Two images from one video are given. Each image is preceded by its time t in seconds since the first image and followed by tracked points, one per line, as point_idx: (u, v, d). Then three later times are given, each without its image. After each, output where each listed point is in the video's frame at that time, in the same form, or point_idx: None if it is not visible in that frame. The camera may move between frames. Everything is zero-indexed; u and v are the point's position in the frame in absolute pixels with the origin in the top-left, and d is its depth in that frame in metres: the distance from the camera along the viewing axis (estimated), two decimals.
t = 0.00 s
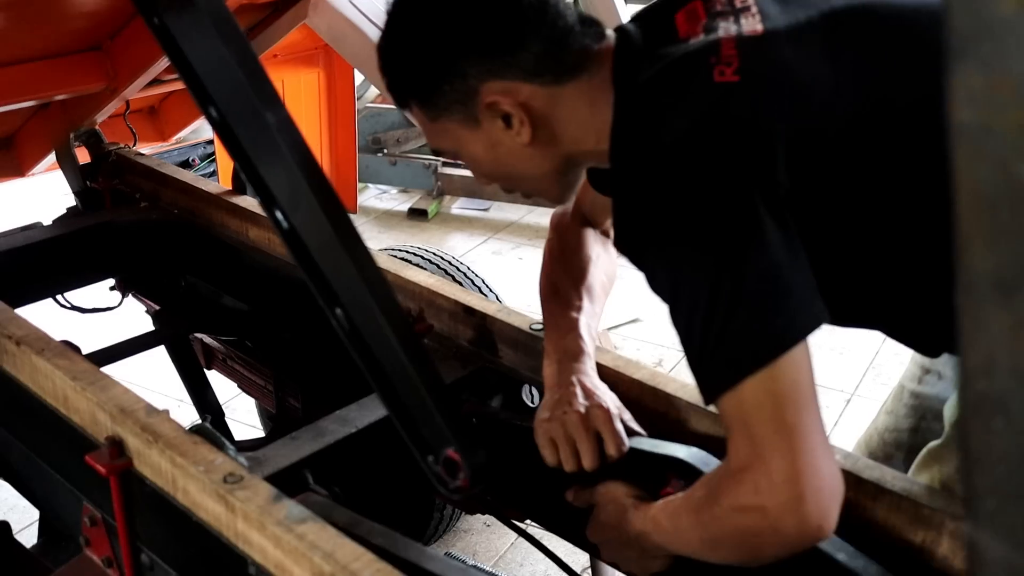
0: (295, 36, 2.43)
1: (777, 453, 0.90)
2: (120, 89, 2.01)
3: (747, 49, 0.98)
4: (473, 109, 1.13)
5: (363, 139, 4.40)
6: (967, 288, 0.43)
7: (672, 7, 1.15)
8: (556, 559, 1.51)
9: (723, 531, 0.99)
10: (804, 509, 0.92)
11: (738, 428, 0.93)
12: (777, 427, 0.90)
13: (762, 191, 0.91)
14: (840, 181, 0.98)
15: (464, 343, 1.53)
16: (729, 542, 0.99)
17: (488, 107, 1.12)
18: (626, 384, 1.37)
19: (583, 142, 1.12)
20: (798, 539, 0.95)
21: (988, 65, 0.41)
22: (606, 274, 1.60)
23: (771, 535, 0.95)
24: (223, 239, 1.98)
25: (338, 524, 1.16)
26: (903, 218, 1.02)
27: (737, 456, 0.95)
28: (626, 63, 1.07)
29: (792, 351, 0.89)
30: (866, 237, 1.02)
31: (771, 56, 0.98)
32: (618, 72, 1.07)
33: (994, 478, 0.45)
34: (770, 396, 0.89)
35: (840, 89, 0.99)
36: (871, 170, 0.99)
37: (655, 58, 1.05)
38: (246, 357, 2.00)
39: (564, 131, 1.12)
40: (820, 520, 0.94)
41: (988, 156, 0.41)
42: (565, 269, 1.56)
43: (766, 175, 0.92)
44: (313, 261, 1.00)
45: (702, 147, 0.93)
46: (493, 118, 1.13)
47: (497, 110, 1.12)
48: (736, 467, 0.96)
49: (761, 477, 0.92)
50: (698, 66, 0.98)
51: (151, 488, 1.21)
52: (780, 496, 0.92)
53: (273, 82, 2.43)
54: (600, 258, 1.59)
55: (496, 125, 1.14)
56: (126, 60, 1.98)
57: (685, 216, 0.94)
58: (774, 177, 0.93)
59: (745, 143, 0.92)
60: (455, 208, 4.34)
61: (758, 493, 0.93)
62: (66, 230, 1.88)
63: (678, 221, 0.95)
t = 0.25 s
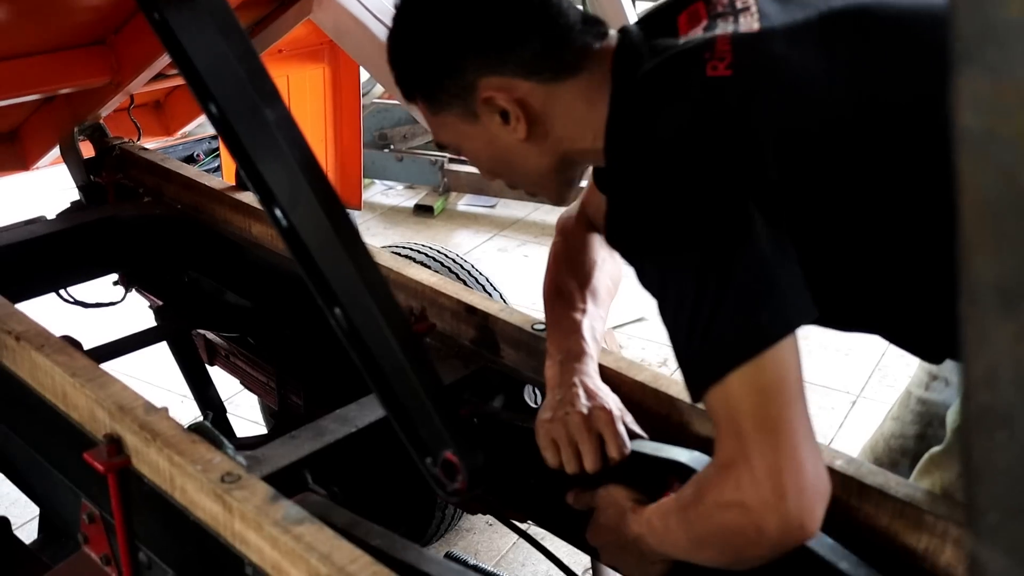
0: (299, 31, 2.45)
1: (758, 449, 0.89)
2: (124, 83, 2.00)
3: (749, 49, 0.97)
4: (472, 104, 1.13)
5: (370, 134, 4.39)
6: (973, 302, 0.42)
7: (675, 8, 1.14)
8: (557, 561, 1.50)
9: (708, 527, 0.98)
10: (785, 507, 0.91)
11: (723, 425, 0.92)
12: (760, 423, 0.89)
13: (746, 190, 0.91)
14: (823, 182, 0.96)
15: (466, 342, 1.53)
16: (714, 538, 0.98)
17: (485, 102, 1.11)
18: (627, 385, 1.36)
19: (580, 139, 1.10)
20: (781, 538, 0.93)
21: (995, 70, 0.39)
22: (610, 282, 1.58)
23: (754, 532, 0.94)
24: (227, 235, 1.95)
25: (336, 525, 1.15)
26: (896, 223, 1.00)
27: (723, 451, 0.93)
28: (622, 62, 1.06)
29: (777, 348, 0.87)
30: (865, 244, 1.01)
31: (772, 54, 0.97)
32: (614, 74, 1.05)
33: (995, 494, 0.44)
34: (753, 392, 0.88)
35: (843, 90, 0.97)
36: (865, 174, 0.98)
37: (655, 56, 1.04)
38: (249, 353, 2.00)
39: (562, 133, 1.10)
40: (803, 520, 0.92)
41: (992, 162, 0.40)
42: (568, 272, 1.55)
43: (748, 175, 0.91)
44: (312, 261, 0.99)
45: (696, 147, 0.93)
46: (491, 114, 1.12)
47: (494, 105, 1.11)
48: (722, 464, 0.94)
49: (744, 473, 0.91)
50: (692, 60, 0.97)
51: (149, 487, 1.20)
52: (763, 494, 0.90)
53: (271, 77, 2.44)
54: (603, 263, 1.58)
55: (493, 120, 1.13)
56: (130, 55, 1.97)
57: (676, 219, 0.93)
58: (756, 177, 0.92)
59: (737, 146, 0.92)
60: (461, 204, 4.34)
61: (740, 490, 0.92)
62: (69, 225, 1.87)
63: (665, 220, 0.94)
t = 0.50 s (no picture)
0: (303, 27, 2.41)
1: (760, 463, 0.88)
2: (128, 77, 2.00)
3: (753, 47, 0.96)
4: (483, 96, 1.12)
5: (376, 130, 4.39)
6: (972, 309, 0.41)
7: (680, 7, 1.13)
8: (556, 560, 1.50)
9: (706, 539, 0.98)
10: (785, 524, 0.90)
11: (727, 435, 0.91)
12: (764, 437, 0.88)
13: (760, 199, 0.90)
14: (836, 189, 0.95)
15: (467, 341, 1.52)
16: (711, 550, 0.98)
17: (496, 95, 1.10)
18: (628, 385, 1.36)
19: (589, 135, 1.09)
20: (779, 554, 0.93)
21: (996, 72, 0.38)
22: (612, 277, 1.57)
23: (752, 547, 0.93)
24: (232, 232, 1.93)
25: (333, 523, 1.14)
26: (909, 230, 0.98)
27: (725, 463, 0.93)
28: (638, 60, 1.04)
29: (787, 362, 0.87)
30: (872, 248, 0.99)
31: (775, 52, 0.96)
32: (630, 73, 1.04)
33: (994, 502, 0.43)
34: (759, 405, 0.87)
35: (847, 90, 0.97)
36: (875, 177, 0.96)
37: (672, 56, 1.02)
38: (250, 349, 1.99)
39: (570, 129, 1.09)
40: (803, 537, 0.91)
41: (993, 165, 0.39)
42: (570, 266, 1.54)
43: (756, 178, 0.91)
44: (310, 258, 0.98)
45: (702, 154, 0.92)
46: (502, 106, 1.11)
47: (505, 98, 1.10)
48: (723, 475, 0.93)
49: (744, 487, 0.91)
50: (707, 66, 0.96)
51: (146, 483, 1.20)
52: (762, 507, 0.90)
53: (273, 76, 2.40)
54: (607, 260, 1.57)
55: (504, 113, 1.12)
56: (134, 49, 1.97)
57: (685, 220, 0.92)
58: (767, 182, 0.91)
59: (736, 147, 0.91)
60: (467, 201, 4.33)
61: (740, 503, 0.91)
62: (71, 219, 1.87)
63: (674, 224, 0.93)
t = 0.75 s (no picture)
0: (303, 24, 2.41)
1: (760, 473, 0.88)
2: (127, 75, 1.99)
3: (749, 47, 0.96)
4: (490, 101, 1.11)
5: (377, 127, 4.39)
6: (964, 317, 0.40)
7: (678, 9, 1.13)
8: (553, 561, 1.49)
9: (706, 544, 0.97)
10: (783, 535, 0.89)
11: (727, 440, 0.90)
12: (766, 447, 0.87)
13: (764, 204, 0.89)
14: (843, 192, 0.95)
15: (465, 341, 1.52)
16: (711, 557, 0.97)
17: (503, 100, 1.09)
18: (626, 387, 1.35)
19: (598, 143, 1.08)
20: (777, 566, 0.92)
21: (988, 78, 0.38)
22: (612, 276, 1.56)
23: (750, 556, 0.93)
24: (231, 230, 1.93)
25: (327, 524, 1.14)
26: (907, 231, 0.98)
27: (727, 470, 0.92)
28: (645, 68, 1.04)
29: (792, 373, 0.86)
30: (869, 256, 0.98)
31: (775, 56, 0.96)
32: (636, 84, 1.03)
33: (986, 509, 0.43)
34: (762, 414, 0.86)
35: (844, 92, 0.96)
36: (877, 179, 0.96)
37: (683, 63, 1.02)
38: (248, 347, 1.99)
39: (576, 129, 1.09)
40: (802, 551, 0.90)
41: (986, 172, 0.38)
42: (571, 263, 1.53)
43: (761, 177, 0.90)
44: (304, 259, 0.97)
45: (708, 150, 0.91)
46: (508, 111, 1.10)
47: (512, 103, 1.09)
48: (723, 480, 0.93)
49: (745, 495, 0.90)
50: (713, 75, 0.96)
51: (141, 482, 1.19)
52: (760, 514, 0.89)
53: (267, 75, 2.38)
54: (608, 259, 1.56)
55: (510, 118, 1.11)
56: (133, 46, 1.96)
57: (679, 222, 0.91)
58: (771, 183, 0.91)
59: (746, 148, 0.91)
60: (468, 199, 4.33)
61: (740, 511, 0.91)
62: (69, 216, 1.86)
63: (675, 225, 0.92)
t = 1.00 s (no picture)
0: (306, 24, 2.41)
1: (739, 457, 0.89)
2: (130, 74, 1.99)
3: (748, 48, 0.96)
4: (479, 89, 1.12)
5: (380, 128, 4.39)
6: (962, 321, 0.40)
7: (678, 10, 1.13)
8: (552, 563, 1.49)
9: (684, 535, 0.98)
10: (761, 516, 0.91)
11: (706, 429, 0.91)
12: (744, 430, 0.88)
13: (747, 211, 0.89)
14: (832, 201, 0.94)
15: (465, 341, 1.52)
16: (689, 548, 0.98)
17: (491, 87, 1.10)
18: (625, 388, 1.35)
19: (584, 131, 1.08)
20: (755, 548, 0.93)
21: (987, 80, 0.37)
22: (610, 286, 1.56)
23: (728, 542, 0.94)
24: (231, 229, 1.94)
25: (326, 523, 1.14)
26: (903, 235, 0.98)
27: (706, 457, 0.93)
28: (629, 62, 1.04)
29: (769, 358, 0.87)
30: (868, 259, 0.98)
31: (775, 57, 0.96)
32: (621, 75, 1.04)
33: (985, 513, 0.42)
34: (739, 399, 0.87)
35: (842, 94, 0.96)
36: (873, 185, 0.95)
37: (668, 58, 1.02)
38: (249, 347, 1.99)
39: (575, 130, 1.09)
40: (779, 531, 0.92)
41: (985, 175, 0.38)
42: (567, 267, 1.53)
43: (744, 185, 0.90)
44: (304, 258, 0.97)
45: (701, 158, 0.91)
46: (497, 99, 1.11)
47: (500, 90, 1.10)
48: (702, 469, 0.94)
49: (724, 481, 0.91)
50: (693, 67, 0.96)
51: (140, 481, 1.19)
52: (741, 499, 0.90)
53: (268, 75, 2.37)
54: (603, 265, 1.55)
55: (499, 106, 1.11)
56: (135, 45, 1.96)
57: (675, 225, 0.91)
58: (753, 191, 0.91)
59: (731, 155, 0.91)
60: (470, 200, 4.33)
61: (719, 497, 0.92)
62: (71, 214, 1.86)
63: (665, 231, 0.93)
